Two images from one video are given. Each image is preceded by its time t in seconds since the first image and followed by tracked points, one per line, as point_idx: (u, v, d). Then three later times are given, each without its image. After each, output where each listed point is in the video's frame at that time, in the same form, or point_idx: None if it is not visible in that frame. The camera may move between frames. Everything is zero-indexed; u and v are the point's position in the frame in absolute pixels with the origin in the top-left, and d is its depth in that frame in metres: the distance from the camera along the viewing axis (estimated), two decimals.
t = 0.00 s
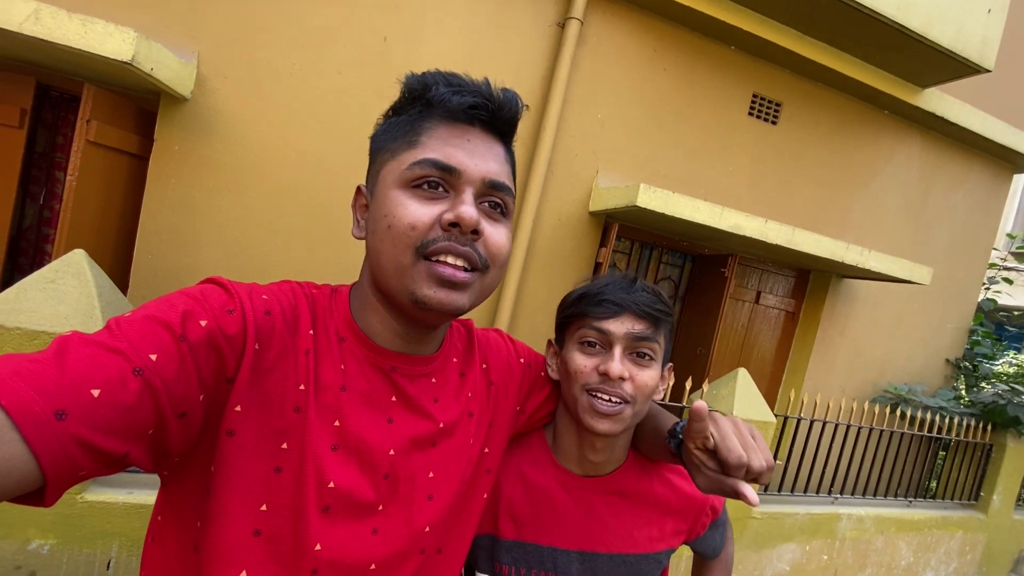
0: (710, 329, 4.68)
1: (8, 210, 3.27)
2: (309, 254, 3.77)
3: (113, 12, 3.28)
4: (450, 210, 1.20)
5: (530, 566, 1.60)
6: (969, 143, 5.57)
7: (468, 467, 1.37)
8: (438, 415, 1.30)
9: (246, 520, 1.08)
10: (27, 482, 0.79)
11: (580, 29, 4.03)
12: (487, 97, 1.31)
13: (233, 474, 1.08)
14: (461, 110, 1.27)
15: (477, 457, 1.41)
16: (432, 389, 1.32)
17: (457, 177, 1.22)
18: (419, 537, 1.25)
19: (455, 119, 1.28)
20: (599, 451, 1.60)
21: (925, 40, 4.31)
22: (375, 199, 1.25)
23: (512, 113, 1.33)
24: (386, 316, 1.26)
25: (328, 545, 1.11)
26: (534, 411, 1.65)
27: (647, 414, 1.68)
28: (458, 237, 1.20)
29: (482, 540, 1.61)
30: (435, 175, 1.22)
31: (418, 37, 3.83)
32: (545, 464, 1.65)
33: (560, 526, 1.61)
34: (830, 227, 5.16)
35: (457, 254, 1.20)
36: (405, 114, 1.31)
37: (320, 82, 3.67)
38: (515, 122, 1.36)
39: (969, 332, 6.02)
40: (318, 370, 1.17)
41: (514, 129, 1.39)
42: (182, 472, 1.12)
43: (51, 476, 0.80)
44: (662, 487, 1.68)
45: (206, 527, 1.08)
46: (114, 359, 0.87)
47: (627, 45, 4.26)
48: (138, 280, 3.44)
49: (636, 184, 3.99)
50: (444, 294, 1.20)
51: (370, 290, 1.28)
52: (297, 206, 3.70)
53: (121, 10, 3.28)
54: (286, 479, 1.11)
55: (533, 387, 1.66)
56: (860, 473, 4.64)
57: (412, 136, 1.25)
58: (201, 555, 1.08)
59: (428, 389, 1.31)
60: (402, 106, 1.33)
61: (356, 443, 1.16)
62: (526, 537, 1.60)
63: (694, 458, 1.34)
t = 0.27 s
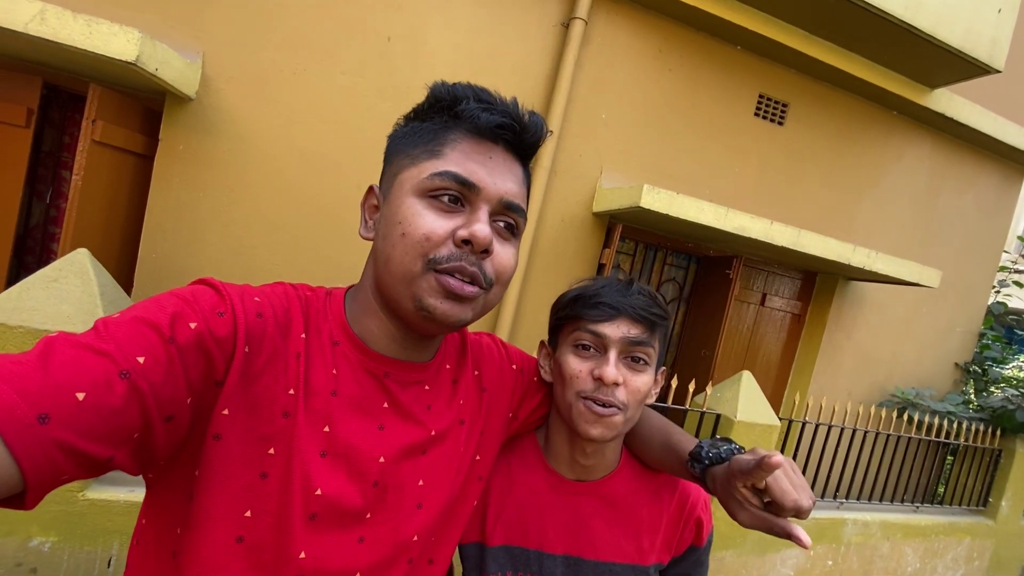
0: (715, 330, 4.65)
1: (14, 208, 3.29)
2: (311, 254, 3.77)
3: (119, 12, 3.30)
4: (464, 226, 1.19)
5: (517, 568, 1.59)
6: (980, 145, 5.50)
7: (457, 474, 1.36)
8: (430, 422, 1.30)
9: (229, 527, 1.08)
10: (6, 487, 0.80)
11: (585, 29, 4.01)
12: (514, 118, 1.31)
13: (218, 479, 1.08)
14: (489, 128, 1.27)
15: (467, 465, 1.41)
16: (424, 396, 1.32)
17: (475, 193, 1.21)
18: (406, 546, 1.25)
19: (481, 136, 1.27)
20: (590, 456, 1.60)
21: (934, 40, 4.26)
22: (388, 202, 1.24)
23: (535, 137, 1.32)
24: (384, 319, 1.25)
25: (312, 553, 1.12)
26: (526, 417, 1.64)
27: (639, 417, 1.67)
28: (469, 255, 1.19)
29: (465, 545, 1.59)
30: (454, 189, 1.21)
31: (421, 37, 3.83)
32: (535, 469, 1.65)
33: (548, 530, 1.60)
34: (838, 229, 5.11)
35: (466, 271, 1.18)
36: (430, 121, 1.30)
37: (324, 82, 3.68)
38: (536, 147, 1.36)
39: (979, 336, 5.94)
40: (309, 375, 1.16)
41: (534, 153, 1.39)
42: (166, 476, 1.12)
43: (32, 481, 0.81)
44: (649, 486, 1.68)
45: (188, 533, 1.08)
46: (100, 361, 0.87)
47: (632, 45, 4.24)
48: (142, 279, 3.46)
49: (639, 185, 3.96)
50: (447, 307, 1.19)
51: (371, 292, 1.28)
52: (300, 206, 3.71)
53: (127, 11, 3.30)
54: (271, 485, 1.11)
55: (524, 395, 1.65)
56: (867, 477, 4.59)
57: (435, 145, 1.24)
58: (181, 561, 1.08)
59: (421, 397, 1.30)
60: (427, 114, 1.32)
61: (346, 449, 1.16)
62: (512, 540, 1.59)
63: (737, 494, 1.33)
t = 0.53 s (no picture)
0: (718, 332, 4.63)
1: (21, 207, 3.32)
2: (314, 253, 3.78)
3: (126, 13, 3.33)
4: (467, 232, 1.19)
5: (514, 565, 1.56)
6: (986, 147, 5.47)
7: (457, 470, 1.37)
8: (429, 418, 1.30)
9: (230, 521, 1.09)
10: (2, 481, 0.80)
11: (588, 30, 4.02)
12: (515, 121, 1.30)
13: (218, 474, 1.08)
14: (491, 133, 1.26)
15: (467, 461, 1.41)
16: (424, 392, 1.32)
17: (477, 199, 1.21)
18: (406, 541, 1.25)
19: (483, 139, 1.26)
20: (590, 454, 1.60)
21: (939, 41, 4.24)
22: (389, 204, 1.23)
23: (535, 139, 1.33)
24: (384, 317, 1.26)
25: (312, 548, 1.12)
26: (529, 413, 1.66)
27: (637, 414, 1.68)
28: (471, 262, 1.19)
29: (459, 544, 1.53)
30: (456, 194, 1.20)
31: (425, 38, 3.85)
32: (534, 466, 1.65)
33: (546, 526, 1.59)
34: (842, 230, 5.09)
35: (469, 277, 1.19)
36: (431, 121, 1.29)
37: (328, 82, 3.70)
38: (537, 149, 1.37)
39: (985, 339, 5.90)
40: (309, 370, 1.17)
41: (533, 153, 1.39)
42: (166, 473, 1.12)
43: (29, 475, 0.81)
44: (648, 479, 1.69)
45: (190, 528, 1.08)
46: (99, 356, 0.88)
47: (635, 46, 4.24)
48: (146, 277, 3.48)
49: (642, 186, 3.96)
50: (449, 313, 1.20)
51: (370, 290, 1.28)
52: (303, 205, 3.73)
53: (133, 12, 3.33)
54: (272, 480, 1.12)
55: (524, 390, 1.66)
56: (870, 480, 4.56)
57: (437, 148, 1.23)
58: (183, 557, 1.08)
59: (420, 392, 1.31)
60: (427, 114, 1.31)
61: (346, 443, 1.16)
62: (510, 536, 1.57)
63: (724, 492, 1.34)
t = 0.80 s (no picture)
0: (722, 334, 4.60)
1: (25, 208, 3.33)
2: (317, 254, 3.78)
3: (129, 15, 3.33)
4: (453, 230, 1.18)
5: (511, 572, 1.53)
6: (994, 148, 5.42)
7: (448, 475, 1.35)
8: (417, 421, 1.28)
9: (212, 531, 1.08)
10: None
11: (591, 31, 4.00)
12: (504, 120, 1.30)
13: (198, 483, 1.07)
14: (478, 132, 1.25)
15: (458, 465, 1.40)
16: (411, 395, 1.30)
17: (465, 198, 1.20)
18: (398, 548, 1.23)
19: (470, 138, 1.25)
20: (589, 457, 1.59)
21: (947, 42, 4.21)
22: (375, 202, 1.22)
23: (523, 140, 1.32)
24: (369, 319, 1.25)
25: (295, 556, 1.11)
26: (524, 416, 1.63)
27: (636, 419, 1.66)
28: (458, 260, 1.18)
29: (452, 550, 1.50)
30: (443, 192, 1.19)
31: (427, 39, 3.84)
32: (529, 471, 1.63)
33: (543, 533, 1.56)
34: (848, 232, 5.04)
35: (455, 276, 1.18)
36: (417, 119, 1.27)
37: (331, 84, 3.69)
38: (525, 150, 1.36)
39: (993, 342, 5.84)
40: (289, 374, 1.16)
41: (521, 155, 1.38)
42: (147, 484, 1.11)
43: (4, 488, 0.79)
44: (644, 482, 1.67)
45: (172, 539, 1.07)
46: (73, 365, 0.86)
47: (639, 47, 4.22)
48: (149, 278, 3.48)
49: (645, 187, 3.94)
50: (434, 312, 1.18)
51: (354, 290, 1.26)
52: (306, 207, 3.72)
53: (137, 13, 3.34)
54: (254, 488, 1.10)
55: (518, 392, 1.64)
56: (876, 485, 4.52)
57: (424, 147, 1.22)
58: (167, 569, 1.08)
59: (406, 395, 1.29)
60: (415, 112, 1.29)
61: (329, 448, 1.15)
62: (506, 542, 1.55)
63: (701, 509, 1.30)
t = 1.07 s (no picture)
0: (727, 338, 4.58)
1: (31, 212, 3.34)
2: (321, 257, 3.78)
3: (135, 19, 3.34)
4: (456, 248, 1.17)
5: None
6: (1002, 150, 5.38)
7: (454, 486, 1.34)
8: (421, 432, 1.28)
9: (219, 549, 1.07)
10: None
11: (596, 34, 3.99)
12: (504, 132, 1.28)
13: (204, 502, 1.06)
14: (479, 145, 1.23)
15: (464, 476, 1.39)
16: (414, 406, 1.30)
17: (466, 214, 1.19)
18: (405, 561, 1.23)
19: (470, 150, 1.23)
20: (592, 466, 1.57)
21: (955, 44, 4.18)
22: (373, 216, 1.20)
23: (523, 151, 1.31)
24: (368, 330, 1.24)
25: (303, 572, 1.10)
26: (527, 423, 1.62)
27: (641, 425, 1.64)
28: (460, 278, 1.18)
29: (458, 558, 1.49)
30: (444, 209, 1.18)
31: (432, 42, 3.83)
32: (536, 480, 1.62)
33: (549, 544, 1.55)
34: (854, 235, 5.02)
35: (458, 293, 1.18)
36: (415, 130, 1.24)
37: (336, 87, 3.69)
38: (524, 158, 1.35)
39: (1001, 345, 5.80)
40: (291, 388, 1.15)
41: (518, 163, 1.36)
42: (153, 504, 1.10)
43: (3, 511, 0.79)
44: (651, 490, 1.66)
45: (178, 557, 1.06)
46: (72, 386, 0.85)
47: (645, 49, 4.21)
48: (154, 282, 3.49)
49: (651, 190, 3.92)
50: (437, 329, 1.19)
51: (352, 301, 1.25)
52: (311, 210, 3.72)
53: (143, 17, 3.34)
54: (260, 504, 1.09)
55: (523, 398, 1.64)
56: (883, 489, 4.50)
57: (423, 162, 1.19)
58: None
59: (410, 406, 1.29)
60: (412, 120, 1.26)
61: (333, 461, 1.14)
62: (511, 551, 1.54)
63: (715, 503, 1.30)
